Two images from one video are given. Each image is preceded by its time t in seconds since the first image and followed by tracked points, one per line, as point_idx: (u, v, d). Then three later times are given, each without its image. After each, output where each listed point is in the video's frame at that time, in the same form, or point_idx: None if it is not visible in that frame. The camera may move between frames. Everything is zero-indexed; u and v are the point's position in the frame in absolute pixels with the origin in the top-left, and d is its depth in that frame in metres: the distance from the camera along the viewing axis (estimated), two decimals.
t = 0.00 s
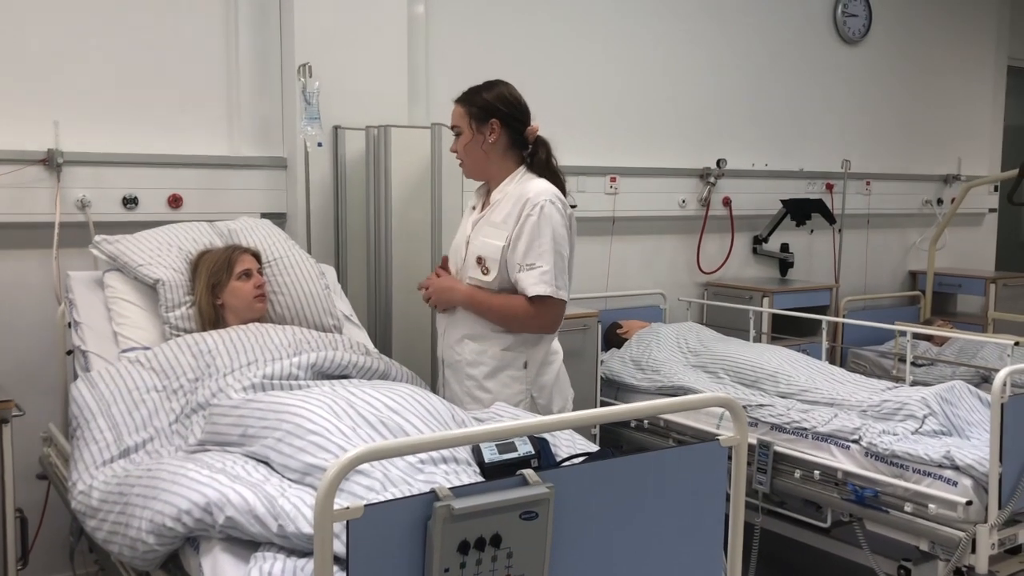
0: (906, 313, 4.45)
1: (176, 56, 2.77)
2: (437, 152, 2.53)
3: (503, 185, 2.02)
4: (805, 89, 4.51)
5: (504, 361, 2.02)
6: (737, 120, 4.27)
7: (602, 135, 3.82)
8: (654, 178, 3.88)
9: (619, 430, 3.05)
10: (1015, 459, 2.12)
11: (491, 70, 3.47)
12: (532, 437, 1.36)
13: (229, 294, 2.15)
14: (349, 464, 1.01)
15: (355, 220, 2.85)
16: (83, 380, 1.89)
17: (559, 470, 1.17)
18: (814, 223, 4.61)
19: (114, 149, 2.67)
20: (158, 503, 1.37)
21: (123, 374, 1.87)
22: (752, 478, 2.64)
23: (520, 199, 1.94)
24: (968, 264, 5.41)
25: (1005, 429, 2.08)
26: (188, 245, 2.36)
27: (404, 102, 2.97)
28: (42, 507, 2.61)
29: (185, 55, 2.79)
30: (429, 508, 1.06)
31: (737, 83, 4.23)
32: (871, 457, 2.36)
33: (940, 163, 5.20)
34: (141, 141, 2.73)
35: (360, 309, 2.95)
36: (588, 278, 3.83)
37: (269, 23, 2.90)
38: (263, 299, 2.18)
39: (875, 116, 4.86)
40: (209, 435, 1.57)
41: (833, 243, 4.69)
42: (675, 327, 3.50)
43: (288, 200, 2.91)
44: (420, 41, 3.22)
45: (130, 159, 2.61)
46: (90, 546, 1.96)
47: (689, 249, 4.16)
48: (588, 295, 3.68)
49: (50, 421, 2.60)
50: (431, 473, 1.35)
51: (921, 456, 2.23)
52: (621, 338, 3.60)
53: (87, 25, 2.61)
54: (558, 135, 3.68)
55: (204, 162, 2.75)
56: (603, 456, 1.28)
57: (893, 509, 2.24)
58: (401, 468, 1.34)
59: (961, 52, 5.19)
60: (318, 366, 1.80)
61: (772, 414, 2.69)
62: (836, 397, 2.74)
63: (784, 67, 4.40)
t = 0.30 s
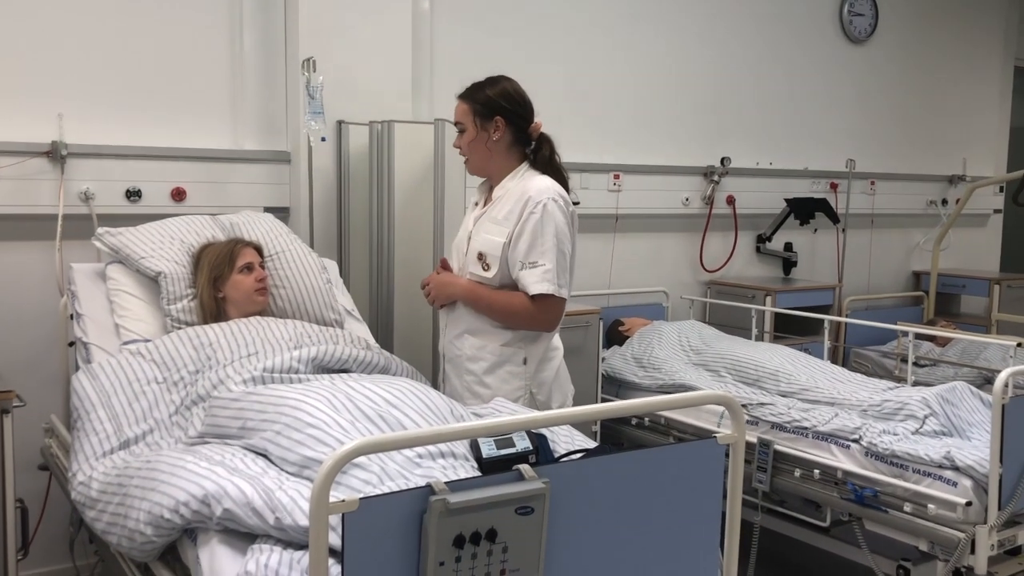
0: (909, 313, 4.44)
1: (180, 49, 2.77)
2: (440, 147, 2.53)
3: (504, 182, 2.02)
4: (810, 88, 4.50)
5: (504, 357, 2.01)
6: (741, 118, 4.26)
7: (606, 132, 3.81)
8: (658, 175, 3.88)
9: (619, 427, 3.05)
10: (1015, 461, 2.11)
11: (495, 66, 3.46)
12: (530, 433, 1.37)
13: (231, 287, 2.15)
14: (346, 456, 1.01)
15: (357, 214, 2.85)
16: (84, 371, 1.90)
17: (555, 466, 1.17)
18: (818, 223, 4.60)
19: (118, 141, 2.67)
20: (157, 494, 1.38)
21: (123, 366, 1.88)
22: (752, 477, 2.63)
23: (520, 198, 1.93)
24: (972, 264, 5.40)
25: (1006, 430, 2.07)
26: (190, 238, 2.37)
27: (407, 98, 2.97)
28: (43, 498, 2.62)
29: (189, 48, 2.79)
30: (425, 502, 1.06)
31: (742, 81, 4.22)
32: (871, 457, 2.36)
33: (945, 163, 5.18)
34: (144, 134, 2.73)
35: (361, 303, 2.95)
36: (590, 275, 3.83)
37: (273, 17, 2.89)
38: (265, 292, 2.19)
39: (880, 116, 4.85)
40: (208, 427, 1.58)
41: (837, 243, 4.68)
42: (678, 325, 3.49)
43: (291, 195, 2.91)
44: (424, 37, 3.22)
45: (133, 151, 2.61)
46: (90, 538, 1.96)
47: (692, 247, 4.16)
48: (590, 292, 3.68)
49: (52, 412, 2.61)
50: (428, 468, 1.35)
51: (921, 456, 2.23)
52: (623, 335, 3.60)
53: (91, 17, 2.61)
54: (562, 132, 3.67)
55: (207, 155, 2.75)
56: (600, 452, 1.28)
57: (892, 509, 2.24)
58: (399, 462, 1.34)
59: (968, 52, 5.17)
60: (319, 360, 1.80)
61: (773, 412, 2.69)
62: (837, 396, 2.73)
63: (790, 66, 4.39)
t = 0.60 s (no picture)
0: (917, 310, 4.42)
1: (187, 42, 2.78)
2: (446, 141, 2.53)
3: (511, 174, 2.02)
4: (819, 84, 4.47)
5: (508, 351, 2.01)
6: (749, 113, 4.24)
7: (613, 127, 3.80)
8: (665, 171, 3.86)
9: (624, 423, 3.04)
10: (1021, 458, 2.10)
11: (502, 59, 3.45)
12: (531, 427, 1.36)
13: (235, 280, 2.16)
14: (344, 449, 1.01)
15: (363, 208, 2.85)
16: (89, 363, 1.90)
17: (554, 460, 1.17)
18: (826, 219, 4.58)
19: (124, 134, 2.68)
20: (158, 486, 1.38)
21: (127, 358, 1.89)
22: (756, 473, 2.63)
23: (525, 192, 1.93)
24: (981, 261, 5.36)
25: (1012, 428, 2.06)
26: (195, 231, 2.37)
27: (414, 92, 2.97)
28: (49, 490, 2.64)
29: (196, 41, 2.79)
30: (423, 495, 1.06)
31: (750, 77, 4.20)
32: (876, 454, 2.35)
33: (955, 159, 5.15)
34: (150, 127, 2.73)
35: (366, 297, 2.95)
36: (596, 269, 3.82)
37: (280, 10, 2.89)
38: (269, 285, 2.19)
39: (890, 111, 4.82)
40: (211, 419, 1.58)
41: (845, 239, 4.66)
42: (684, 320, 3.48)
43: (297, 189, 2.91)
44: (431, 30, 3.22)
45: (139, 144, 2.62)
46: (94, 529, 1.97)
47: (698, 242, 4.15)
48: (596, 287, 3.68)
49: (57, 403, 2.62)
50: (429, 461, 1.35)
51: (926, 453, 2.22)
52: (628, 330, 3.59)
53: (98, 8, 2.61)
54: (569, 126, 3.66)
55: (213, 148, 2.75)
56: (601, 446, 1.28)
57: (897, 506, 2.23)
58: (400, 455, 1.34)
59: (979, 47, 5.13)
60: (322, 353, 1.80)
61: (778, 409, 2.68)
62: (842, 393, 2.72)
63: (798, 61, 4.37)
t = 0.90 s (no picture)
0: (927, 304, 4.39)
1: (195, 37, 2.78)
2: (453, 135, 2.52)
3: (518, 168, 2.01)
4: (828, 77, 4.44)
5: (515, 345, 2.01)
6: (758, 106, 4.22)
7: (622, 121, 3.79)
8: (673, 164, 3.85)
9: (631, 417, 3.04)
10: None
11: (510, 53, 3.44)
12: (537, 421, 1.36)
13: (242, 274, 2.16)
14: (349, 442, 1.01)
15: (370, 202, 2.85)
16: (96, 357, 1.91)
17: (561, 454, 1.17)
18: (835, 212, 4.56)
19: (132, 128, 2.68)
20: (165, 479, 1.39)
21: (135, 352, 1.89)
22: (764, 467, 2.62)
23: (535, 185, 1.93)
24: (992, 256, 5.33)
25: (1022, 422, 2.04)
26: (202, 225, 2.37)
27: (421, 86, 2.96)
28: (58, 483, 2.65)
29: (202, 35, 2.79)
30: (428, 489, 1.06)
31: (759, 70, 4.18)
32: (884, 449, 2.34)
33: (966, 153, 5.11)
34: (158, 121, 2.74)
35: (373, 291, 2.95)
36: (604, 264, 3.81)
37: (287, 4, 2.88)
38: (276, 279, 2.19)
39: (900, 104, 4.79)
40: (218, 413, 1.58)
41: (854, 233, 4.64)
42: (691, 314, 3.47)
43: (304, 183, 2.91)
44: (438, 23, 3.21)
45: (147, 138, 2.62)
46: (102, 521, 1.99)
47: (707, 236, 4.13)
48: (604, 281, 3.67)
49: (66, 397, 2.64)
50: (435, 455, 1.35)
51: (935, 448, 2.20)
52: (636, 324, 3.59)
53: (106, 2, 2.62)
54: (577, 120, 3.65)
55: (220, 142, 2.75)
56: (607, 440, 1.28)
57: (905, 501, 2.22)
58: (406, 449, 1.34)
59: (991, 40, 5.09)
60: (329, 347, 1.80)
61: (786, 403, 2.67)
62: (851, 387, 2.71)
63: (808, 54, 4.34)
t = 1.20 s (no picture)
0: (935, 301, 4.37)
1: (201, 34, 2.78)
2: (459, 132, 2.52)
3: (527, 167, 2.00)
4: (836, 74, 4.43)
5: (522, 342, 2.01)
6: (765, 102, 4.20)
7: (628, 117, 3.78)
8: (680, 161, 3.84)
9: (638, 414, 3.04)
10: None
11: (516, 49, 3.43)
12: (544, 418, 1.36)
13: (249, 270, 2.17)
14: (357, 438, 1.01)
15: (377, 198, 2.85)
16: (104, 353, 1.92)
17: (568, 451, 1.17)
18: (843, 209, 4.54)
19: (139, 125, 2.69)
20: (173, 475, 1.39)
21: (143, 348, 1.90)
22: (771, 464, 2.61)
23: (545, 184, 1.92)
24: (1000, 253, 5.30)
25: None
26: (209, 222, 2.38)
27: (428, 82, 2.96)
28: (66, 478, 2.66)
29: (209, 32, 2.79)
30: (435, 485, 1.06)
31: (766, 65, 4.16)
32: (892, 445, 2.33)
33: (974, 148, 5.09)
34: (165, 117, 2.74)
35: (380, 287, 2.95)
36: (611, 260, 3.81)
37: None
38: (283, 275, 2.19)
39: (908, 100, 4.77)
40: (226, 409, 1.59)
41: (862, 229, 4.62)
42: (698, 311, 3.47)
43: (311, 179, 2.91)
44: (444, 19, 3.21)
45: (154, 135, 2.62)
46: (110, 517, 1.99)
47: (714, 233, 4.12)
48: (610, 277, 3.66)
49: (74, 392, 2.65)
50: (442, 451, 1.35)
51: (943, 445, 2.19)
52: (643, 321, 3.58)
53: None
54: (583, 116, 3.64)
55: (227, 139, 2.76)
56: (615, 437, 1.28)
57: (913, 498, 2.21)
58: (413, 445, 1.34)
59: (1000, 35, 5.06)
60: (335, 343, 1.80)
61: (794, 400, 2.66)
62: (858, 384, 2.70)
63: (815, 50, 4.32)
